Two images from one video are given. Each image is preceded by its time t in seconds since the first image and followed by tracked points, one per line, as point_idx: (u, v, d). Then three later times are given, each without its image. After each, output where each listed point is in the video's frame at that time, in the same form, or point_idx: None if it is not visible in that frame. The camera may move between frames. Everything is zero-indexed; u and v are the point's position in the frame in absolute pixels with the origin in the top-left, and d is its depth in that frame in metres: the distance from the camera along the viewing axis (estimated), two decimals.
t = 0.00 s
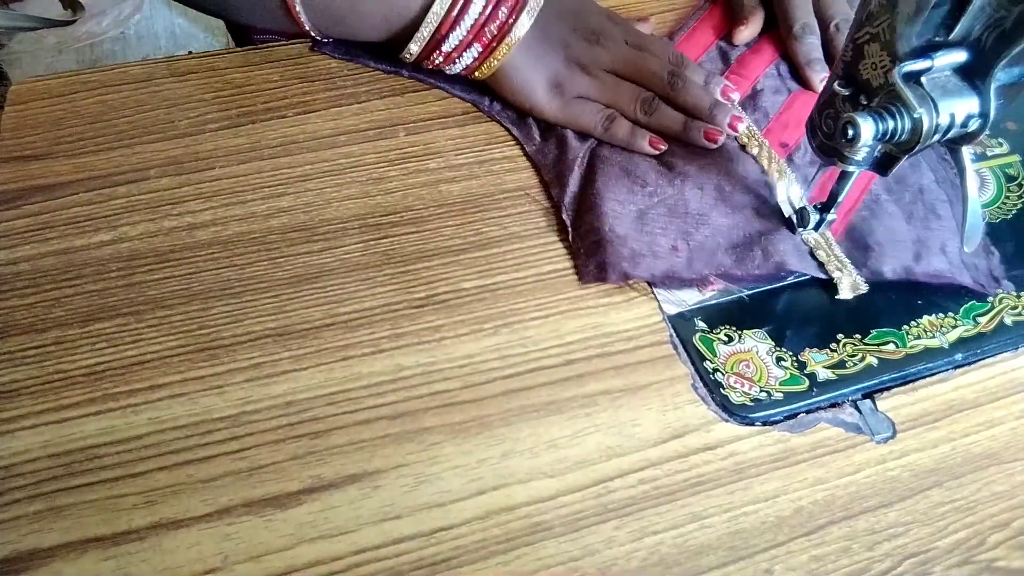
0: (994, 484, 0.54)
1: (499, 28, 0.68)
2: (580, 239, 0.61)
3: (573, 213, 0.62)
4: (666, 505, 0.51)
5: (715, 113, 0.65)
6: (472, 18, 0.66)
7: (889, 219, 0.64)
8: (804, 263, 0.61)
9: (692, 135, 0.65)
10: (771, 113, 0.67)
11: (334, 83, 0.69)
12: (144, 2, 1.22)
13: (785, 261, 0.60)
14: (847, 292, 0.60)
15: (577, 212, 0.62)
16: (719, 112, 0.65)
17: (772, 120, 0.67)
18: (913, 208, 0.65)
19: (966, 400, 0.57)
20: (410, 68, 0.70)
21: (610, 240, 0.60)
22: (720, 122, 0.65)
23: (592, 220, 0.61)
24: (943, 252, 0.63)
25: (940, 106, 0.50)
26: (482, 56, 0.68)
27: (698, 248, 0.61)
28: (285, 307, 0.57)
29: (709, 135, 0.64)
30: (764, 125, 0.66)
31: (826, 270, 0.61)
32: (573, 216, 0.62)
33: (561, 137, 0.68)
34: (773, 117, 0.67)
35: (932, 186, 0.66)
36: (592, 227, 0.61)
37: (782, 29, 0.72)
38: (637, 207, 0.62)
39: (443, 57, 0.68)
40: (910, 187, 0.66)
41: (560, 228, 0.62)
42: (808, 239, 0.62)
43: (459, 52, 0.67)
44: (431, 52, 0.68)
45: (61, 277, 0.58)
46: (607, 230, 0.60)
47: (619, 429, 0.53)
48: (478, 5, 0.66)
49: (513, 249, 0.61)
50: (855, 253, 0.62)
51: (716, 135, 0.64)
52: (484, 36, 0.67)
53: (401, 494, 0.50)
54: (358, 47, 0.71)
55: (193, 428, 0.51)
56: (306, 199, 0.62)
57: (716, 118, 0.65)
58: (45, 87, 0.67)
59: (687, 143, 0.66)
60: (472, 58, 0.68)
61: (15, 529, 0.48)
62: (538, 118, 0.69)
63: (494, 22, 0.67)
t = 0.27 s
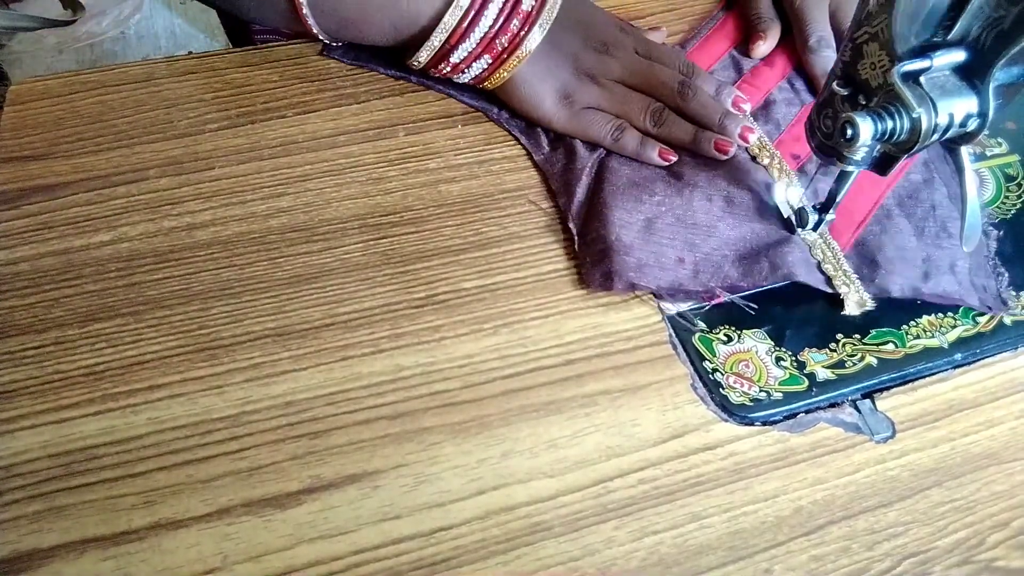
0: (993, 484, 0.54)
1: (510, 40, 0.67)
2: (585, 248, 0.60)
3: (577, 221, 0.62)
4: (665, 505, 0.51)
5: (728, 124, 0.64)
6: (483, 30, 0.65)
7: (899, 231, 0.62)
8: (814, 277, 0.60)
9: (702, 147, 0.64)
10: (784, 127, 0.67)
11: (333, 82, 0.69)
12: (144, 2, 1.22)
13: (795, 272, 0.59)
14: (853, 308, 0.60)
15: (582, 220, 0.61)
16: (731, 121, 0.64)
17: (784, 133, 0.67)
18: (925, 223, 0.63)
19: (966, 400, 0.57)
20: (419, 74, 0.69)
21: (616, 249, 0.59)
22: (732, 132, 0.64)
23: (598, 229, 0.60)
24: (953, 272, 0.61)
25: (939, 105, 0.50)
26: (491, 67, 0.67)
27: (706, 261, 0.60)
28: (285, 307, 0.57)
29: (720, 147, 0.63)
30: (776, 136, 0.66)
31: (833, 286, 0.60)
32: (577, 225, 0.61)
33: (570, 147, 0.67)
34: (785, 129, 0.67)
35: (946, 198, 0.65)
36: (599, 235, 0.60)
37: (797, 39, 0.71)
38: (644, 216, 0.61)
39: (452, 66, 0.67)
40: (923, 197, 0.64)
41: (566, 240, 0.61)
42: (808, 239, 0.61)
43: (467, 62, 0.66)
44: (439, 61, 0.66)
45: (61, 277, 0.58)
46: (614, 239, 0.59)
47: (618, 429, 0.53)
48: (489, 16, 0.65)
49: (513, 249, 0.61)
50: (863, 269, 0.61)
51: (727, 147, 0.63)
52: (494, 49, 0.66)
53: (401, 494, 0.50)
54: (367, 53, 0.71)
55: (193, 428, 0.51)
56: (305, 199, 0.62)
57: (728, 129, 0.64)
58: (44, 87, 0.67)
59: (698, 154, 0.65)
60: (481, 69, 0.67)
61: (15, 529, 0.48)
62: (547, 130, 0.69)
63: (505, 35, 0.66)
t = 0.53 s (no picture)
0: (993, 484, 0.54)
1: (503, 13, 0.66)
2: (589, 260, 0.60)
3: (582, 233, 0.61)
4: (665, 505, 0.51)
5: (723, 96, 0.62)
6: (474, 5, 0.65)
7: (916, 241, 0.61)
8: (825, 293, 0.59)
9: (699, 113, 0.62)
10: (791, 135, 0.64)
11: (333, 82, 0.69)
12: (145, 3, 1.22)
13: (806, 288, 0.59)
14: (869, 322, 0.59)
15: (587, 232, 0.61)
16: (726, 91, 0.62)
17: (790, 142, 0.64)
18: (942, 233, 0.62)
19: (966, 399, 0.57)
20: (424, 79, 0.69)
21: (621, 267, 0.58)
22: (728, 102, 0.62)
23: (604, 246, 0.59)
24: (968, 285, 0.61)
25: (939, 105, 0.50)
26: (489, 37, 0.67)
27: (712, 278, 0.59)
28: (285, 307, 0.57)
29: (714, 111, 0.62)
30: (782, 147, 0.63)
31: (849, 300, 0.59)
32: (583, 237, 0.61)
33: (576, 150, 0.63)
34: (792, 140, 0.64)
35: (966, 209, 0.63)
36: (604, 251, 0.59)
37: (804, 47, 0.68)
38: (652, 232, 0.60)
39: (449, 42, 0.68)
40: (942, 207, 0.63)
41: (573, 249, 0.61)
42: (810, 239, 0.60)
43: (464, 36, 0.67)
44: (435, 40, 0.68)
45: (61, 277, 0.58)
46: (620, 257, 0.58)
47: (618, 429, 0.53)
48: None
49: (513, 249, 0.61)
50: (878, 282, 0.59)
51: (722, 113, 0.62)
52: (488, 18, 0.66)
53: (401, 494, 0.50)
54: (371, 56, 0.70)
55: (193, 428, 0.51)
56: (305, 199, 0.62)
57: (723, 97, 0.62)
58: (45, 87, 0.68)
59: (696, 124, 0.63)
60: (480, 40, 0.67)
61: (15, 529, 0.48)
62: (550, 126, 0.66)
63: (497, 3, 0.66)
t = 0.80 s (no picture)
0: (993, 484, 0.54)
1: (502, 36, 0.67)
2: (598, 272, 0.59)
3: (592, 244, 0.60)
4: (665, 505, 0.51)
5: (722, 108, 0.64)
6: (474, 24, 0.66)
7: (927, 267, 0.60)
8: (836, 315, 0.58)
9: (697, 131, 0.64)
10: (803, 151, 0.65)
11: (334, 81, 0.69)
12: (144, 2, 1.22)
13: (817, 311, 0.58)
14: (882, 345, 0.58)
15: (595, 242, 0.60)
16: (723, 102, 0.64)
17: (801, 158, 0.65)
18: (953, 260, 0.61)
19: (966, 400, 0.57)
20: (432, 87, 0.69)
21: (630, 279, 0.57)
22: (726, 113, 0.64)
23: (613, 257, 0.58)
24: (979, 312, 0.59)
25: (939, 106, 0.50)
26: (486, 60, 0.67)
27: (722, 292, 0.58)
28: (285, 307, 0.57)
29: (714, 127, 0.63)
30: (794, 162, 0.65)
31: (860, 322, 0.58)
32: (591, 249, 0.60)
33: (584, 158, 0.64)
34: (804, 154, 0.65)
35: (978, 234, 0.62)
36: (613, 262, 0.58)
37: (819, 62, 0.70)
38: (661, 244, 0.59)
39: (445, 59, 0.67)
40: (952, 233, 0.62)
41: (580, 258, 0.60)
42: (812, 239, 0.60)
43: (460, 57, 0.67)
44: (432, 56, 0.67)
45: (61, 277, 0.58)
46: (628, 268, 0.57)
47: (619, 429, 0.53)
48: (481, 10, 0.65)
49: (513, 249, 0.61)
50: (889, 305, 0.59)
51: (721, 128, 0.63)
52: (488, 40, 0.66)
53: (401, 494, 0.50)
54: (380, 64, 0.70)
55: (193, 428, 0.51)
56: (305, 199, 0.62)
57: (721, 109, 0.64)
58: (45, 87, 0.67)
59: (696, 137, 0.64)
60: (477, 62, 0.67)
61: (15, 529, 0.48)
62: (560, 140, 0.67)
63: (498, 27, 0.66)
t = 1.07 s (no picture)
0: (993, 484, 0.54)
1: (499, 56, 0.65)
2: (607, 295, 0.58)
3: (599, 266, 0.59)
4: (665, 505, 0.51)
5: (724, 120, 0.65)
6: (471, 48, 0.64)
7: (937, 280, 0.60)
8: (846, 335, 0.58)
9: (701, 145, 0.64)
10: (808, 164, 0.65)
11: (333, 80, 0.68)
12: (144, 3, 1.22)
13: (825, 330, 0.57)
14: (890, 366, 0.57)
15: (603, 265, 0.59)
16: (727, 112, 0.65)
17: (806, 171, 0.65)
18: (965, 272, 0.61)
19: (966, 399, 0.57)
20: (430, 106, 0.67)
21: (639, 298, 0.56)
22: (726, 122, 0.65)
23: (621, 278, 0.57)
24: (993, 324, 0.59)
25: (939, 105, 0.50)
26: (484, 83, 0.66)
27: (731, 312, 0.58)
28: (286, 307, 0.57)
29: (716, 143, 0.63)
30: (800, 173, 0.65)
31: (870, 343, 0.57)
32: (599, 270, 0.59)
33: (589, 177, 0.63)
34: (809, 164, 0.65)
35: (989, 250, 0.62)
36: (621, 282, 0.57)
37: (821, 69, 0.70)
38: (669, 263, 0.58)
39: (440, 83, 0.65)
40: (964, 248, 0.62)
41: (586, 280, 0.59)
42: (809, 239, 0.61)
43: (457, 81, 0.65)
44: (428, 78, 0.65)
45: (61, 277, 0.58)
46: (637, 287, 0.57)
47: (618, 429, 0.53)
48: (478, 33, 0.64)
49: (513, 249, 0.61)
50: (899, 323, 0.58)
51: (723, 144, 0.63)
52: (485, 64, 0.65)
53: (401, 494, 0.50)
54: (377, 82, 0.68)
55: (192, 428, 0.51)
56: (305, 199, 0.62)
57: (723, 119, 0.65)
58: (44, 87, 0.67)
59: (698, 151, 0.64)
60: (474, 85, 0.66)
61: (15, 529, 0.48)
62: (561, 157, 0.66)
63: (497, 50, 0.65)
